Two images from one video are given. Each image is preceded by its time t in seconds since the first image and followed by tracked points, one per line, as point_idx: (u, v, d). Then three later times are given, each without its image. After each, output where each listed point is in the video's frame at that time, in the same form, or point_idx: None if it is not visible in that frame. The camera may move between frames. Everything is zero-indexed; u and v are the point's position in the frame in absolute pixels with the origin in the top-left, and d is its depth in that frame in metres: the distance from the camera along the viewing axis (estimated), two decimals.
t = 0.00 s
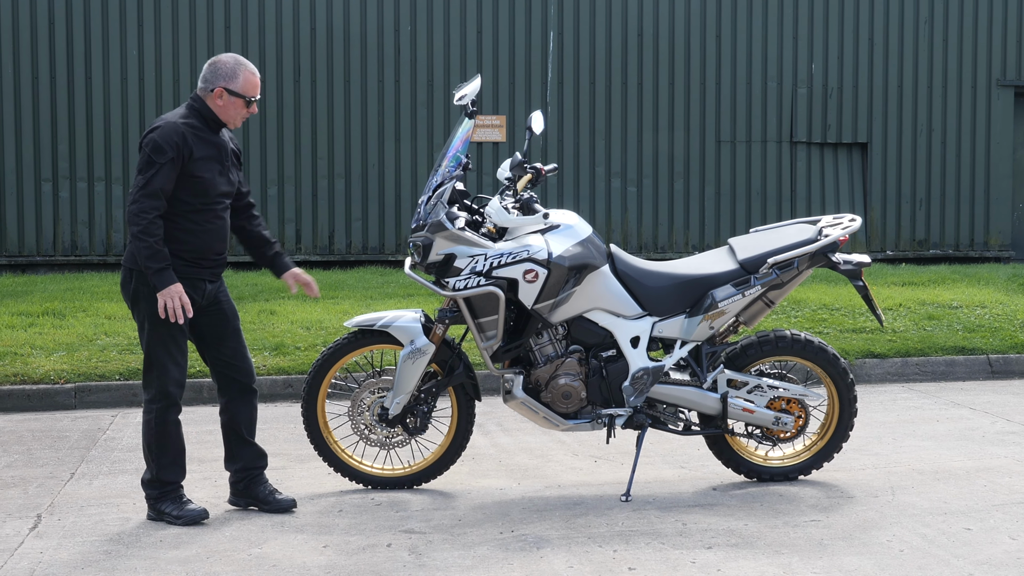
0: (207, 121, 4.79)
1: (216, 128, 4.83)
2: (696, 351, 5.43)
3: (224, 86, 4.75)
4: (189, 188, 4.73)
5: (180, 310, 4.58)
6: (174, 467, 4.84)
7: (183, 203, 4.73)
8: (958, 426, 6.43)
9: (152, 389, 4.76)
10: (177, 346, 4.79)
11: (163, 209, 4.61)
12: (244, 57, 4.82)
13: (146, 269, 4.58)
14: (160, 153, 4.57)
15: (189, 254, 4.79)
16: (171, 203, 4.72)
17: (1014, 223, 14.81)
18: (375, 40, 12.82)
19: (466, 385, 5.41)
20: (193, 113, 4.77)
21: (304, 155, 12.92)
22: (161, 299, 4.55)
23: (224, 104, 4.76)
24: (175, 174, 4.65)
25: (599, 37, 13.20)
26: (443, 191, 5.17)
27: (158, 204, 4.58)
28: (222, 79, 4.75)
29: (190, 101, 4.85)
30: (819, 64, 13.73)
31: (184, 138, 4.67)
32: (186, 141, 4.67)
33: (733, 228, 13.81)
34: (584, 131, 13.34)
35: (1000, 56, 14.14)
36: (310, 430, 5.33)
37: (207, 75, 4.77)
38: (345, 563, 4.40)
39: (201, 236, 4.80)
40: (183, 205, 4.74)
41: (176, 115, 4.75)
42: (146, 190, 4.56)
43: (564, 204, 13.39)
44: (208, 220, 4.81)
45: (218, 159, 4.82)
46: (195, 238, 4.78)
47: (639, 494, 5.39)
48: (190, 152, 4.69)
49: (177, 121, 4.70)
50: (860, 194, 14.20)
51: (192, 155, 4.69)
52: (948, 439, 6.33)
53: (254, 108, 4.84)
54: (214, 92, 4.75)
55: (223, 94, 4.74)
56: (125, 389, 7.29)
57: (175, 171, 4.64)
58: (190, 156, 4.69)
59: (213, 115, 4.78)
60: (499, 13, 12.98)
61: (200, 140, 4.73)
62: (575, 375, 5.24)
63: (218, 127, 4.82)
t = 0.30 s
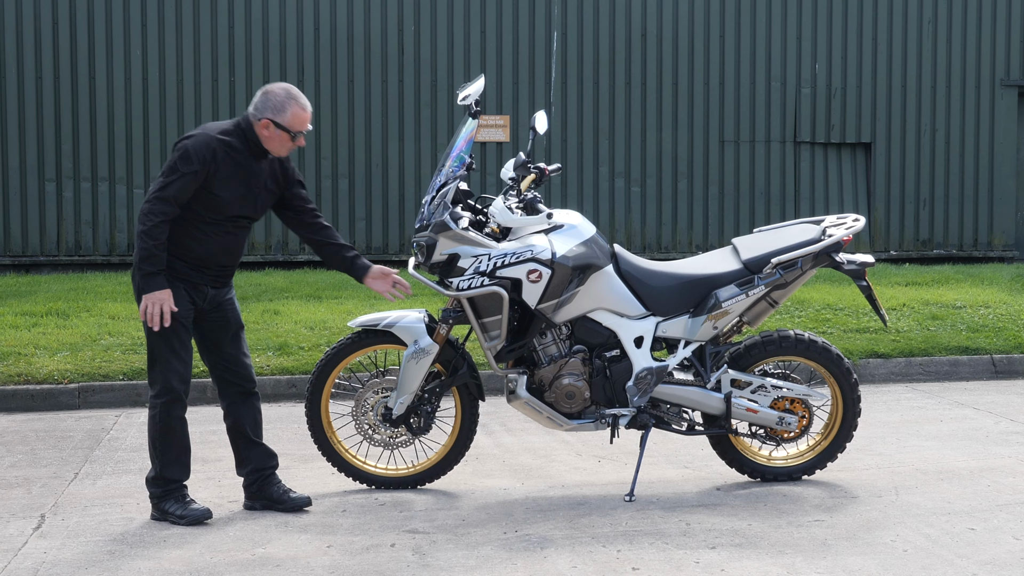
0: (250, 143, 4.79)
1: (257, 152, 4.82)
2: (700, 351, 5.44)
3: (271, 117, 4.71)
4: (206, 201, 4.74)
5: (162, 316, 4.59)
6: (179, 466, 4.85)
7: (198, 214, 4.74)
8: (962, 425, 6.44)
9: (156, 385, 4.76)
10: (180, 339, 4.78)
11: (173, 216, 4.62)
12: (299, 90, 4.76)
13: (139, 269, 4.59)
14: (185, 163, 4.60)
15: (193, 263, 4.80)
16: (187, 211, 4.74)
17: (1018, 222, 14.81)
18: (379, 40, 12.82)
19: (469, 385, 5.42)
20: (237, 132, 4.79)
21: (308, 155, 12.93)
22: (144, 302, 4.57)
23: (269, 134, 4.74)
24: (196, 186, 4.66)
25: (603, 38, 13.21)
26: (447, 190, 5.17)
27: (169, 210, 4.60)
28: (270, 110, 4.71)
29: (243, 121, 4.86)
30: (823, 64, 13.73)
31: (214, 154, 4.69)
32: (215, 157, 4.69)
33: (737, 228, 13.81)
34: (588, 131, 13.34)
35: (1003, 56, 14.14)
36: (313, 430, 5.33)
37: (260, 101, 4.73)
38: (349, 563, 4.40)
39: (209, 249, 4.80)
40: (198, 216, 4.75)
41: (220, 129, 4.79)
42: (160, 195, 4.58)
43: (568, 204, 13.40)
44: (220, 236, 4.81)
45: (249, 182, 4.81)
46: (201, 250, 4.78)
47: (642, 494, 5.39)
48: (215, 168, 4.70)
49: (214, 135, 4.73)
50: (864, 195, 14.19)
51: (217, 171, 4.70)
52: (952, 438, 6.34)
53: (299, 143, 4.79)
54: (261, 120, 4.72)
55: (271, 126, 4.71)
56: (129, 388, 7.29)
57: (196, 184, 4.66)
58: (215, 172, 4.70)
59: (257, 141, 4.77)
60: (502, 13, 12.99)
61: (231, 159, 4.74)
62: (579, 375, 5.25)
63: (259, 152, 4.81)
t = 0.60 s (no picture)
0: (293, 163, 4.80)
1: (300, 175, 4.82)
2: (703, 351, 5.43)
3: (317, 145, 4.69)
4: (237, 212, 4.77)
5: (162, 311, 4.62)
6: (186, 461, 4.84)
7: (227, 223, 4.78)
8: (965, 425, 6.44)
9: (165, 379, 4.76)
10: (195, 337, 4.80)
11: (200, 222, 4.66)
12: (351, 123, 4.73)
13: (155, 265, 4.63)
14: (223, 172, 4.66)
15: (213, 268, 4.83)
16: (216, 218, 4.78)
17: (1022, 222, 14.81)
18: (382, 40, 12.83)
19: (473, 385, 5.41)
20: (284, 152, 4.80)
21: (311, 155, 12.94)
22: (148, 296, 4.61)
23: (313, 161, 4.72)
24: (229, 196, 4.70)
25: (607, 38, 13.21)
26: (451, 190, 5.16)
27: (197, 215, 4.64)
28: (318, 137, 4.69)
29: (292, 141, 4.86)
30: (826, 64, 13.74)
31: (253, 169, 4.73)
32: (254, 172, 4.73)
33: (740, 228, 13.82)
34: (591, 131, 13.35)
35: (1007, 56, 14.13)
36: (317, 430, 5.34)
37: (311, 127, 4.71)
38: (352, 563, 4.40)
39: (231, 258, 4.82)
40: (226, 225, 4.79)
41: (268, 145, 4.81)
42: (192, 199, 4.63)
43: (571, 204, 13.41)
44: (246, 248, 4.84)
45: (285, 202, 4.82)
46: (224, 258, 4.81)
47: (646, 494, 5.38)
48: (252, 181, 4.73)
49: (258, 150, 4.77)
50: (867, 195, 14.20)
51: (252, 185, 4.73)
52: (955, 438, 6.34)
53: (342, 174, 4.77)
54: (308, 146, 4.70)
55: (316, 154, 4.69)
56: (132, 389, 7.29)
57: (229, 194, 4.69)
58: (251, 186, 4.73)
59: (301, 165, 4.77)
60: (506, 13, 13.00)
61: (269, 176, 4.76)
62: (582, 375, 5.25)
63: (301, 174, 4.82)
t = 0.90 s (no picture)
0: (307, 167, 4.79)
1: (314, 179, 4.82)
2: (706, 351, 5.43)
3: (331, 149, 4.68)
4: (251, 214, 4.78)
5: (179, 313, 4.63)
6: (193, 460, 4.85)
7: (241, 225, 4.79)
8: (969, 425, 6.44)
9: (175, 378, 4.77)
10: (206, 337, 4.81)
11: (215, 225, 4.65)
12: (365, 127, 4.73)
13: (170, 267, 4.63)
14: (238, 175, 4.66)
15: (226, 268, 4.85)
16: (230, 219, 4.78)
17: None
18: (385, 40, 12.84)
19: (475, 385, 5.41)
20: (298, 155, 4.80)
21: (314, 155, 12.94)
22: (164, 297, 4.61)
23: (326, 165, 4.72)
24: (244, 200, 4.69)
25: (610, 38, 13.20)
26: (454, 190, 5.15)
27: (212, 218, 4.63)
28: (332, 141, 4.69)
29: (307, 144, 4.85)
30: (829, 64, 13.73)
31: (268, 172, 4.72)
32: (269, 176, 4.73)
33: (744, 228, 13.82)
34: (594, 131, 13.35)
35: (1010, 55, 14.12)
36: (320, 430, 5.34)
37: (325, 131, 4.71)
38: (356, 563, 4.40)
39: (244, 259, 4.84)
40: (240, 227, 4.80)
41: (283, 148, 4.81)
42: (208, 202, 4.62)
43: (575, 204, 13.41)
44: (259, 250, 4.85)
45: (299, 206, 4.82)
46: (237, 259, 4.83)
47: (649, 494, 5.39)
48: (267, 185, 4.73)
49: (273, 153, 4.77)
50: (870, 195, 14.20)
51: (267, 188, 4.73)
52: (958, 438, 6.34)
53: (355, 178, 4.77)
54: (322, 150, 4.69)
55: (329, 158, 4.69)
56: (136, 389, 7.29)
57: (245, 197, 4.69)
58: (266, 189, 4.73)
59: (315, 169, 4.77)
60: (509, 13, 13.00)
61: (284, 180, 4.76)
62: (585, 375, 5.24)
63: (315, 179, 4.82)
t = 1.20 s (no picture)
0: (310, 168, 4.80)
1: (317, 179, 4.83)
2: (709, 351, 5.43)
3: (335, 151, 4.70)
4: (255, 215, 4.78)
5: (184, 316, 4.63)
6: (196, 461, 4.85)
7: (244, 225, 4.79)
8: (971, 426, 6.44)
9: (178, 379, 4.77)
10: (208, 338, 4.80)
11: (219, 225, 4.65)
12: (370, 131, 4.74)
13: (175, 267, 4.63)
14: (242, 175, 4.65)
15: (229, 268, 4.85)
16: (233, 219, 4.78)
17: None
18: (388, 40, 12.84)
19: (478, 385, 5.41)
20: (302, 155, 4.80)
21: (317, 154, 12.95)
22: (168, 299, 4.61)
23: (330, 166, 4.73)
24: (248, 200, 4.69)
25: (613, 38, 13.21)
26: (457, 190, 5.16)
27: (216, 219, 4.63)
28: (337, 143, 4.70)
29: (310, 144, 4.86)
30: (832, 64, 13.74)
31: (272, 172, 4.72)
32: (272, 176, 4.73)
33: (747, 228, 13.82)
34: (597, 131, 13.35)
35: (1013, 56, 14.12)
36: (322, 429, 5.34)
37: (330, 133, 4.72)
38: (358, 563, 4.40)
39: (247, 259, 4.84)
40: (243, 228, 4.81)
41: (286, 148, 4.81)
42: (212, 202, 4.62)
43: (577, 204, 13.41)
44: (262, 250, 4.85)
45: (302, 206, 4.83)
46: (240, 259, 4.83)
47: (652, 494, 5.39)
48: (270, 185, 4.73)
49: (276, 153, 4.76)
50: (873, 195, 14.20)
51: (270, 188, 4.73)
52: (961, 438, 6.34)
53: (358, 180, 4.78)
54: (326, 151, 4.71)
55: (333, 160, 4.70)
56: (138, 389, 7.29)
57: (249, 198, 4.69)
58: (269, 189, 4.73)
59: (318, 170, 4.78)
60: (512, 13, 13.00)
61: (287, 180, 4.76)
62: (588, 375, 5.24)
63: (318, 180, 4.82)
